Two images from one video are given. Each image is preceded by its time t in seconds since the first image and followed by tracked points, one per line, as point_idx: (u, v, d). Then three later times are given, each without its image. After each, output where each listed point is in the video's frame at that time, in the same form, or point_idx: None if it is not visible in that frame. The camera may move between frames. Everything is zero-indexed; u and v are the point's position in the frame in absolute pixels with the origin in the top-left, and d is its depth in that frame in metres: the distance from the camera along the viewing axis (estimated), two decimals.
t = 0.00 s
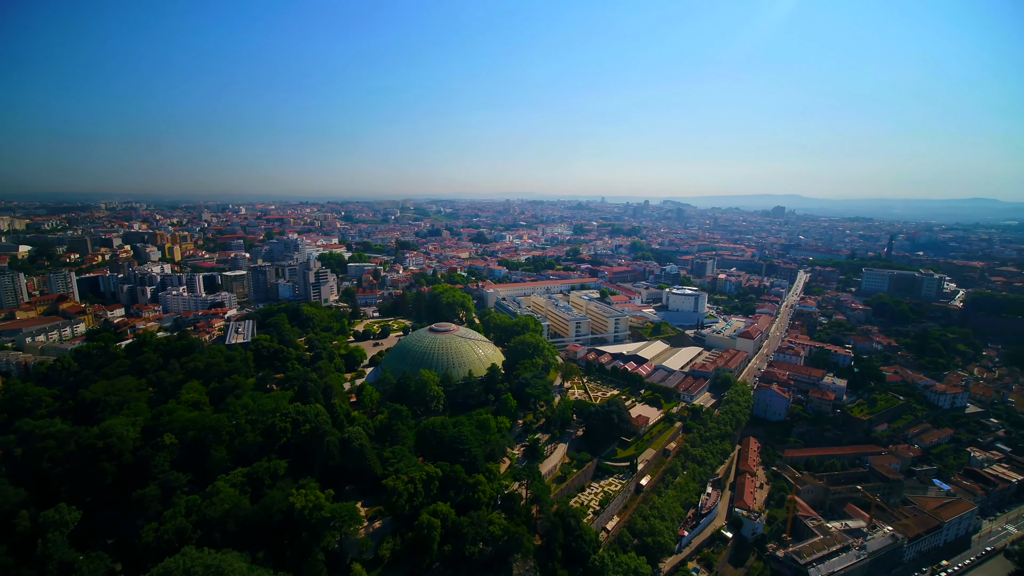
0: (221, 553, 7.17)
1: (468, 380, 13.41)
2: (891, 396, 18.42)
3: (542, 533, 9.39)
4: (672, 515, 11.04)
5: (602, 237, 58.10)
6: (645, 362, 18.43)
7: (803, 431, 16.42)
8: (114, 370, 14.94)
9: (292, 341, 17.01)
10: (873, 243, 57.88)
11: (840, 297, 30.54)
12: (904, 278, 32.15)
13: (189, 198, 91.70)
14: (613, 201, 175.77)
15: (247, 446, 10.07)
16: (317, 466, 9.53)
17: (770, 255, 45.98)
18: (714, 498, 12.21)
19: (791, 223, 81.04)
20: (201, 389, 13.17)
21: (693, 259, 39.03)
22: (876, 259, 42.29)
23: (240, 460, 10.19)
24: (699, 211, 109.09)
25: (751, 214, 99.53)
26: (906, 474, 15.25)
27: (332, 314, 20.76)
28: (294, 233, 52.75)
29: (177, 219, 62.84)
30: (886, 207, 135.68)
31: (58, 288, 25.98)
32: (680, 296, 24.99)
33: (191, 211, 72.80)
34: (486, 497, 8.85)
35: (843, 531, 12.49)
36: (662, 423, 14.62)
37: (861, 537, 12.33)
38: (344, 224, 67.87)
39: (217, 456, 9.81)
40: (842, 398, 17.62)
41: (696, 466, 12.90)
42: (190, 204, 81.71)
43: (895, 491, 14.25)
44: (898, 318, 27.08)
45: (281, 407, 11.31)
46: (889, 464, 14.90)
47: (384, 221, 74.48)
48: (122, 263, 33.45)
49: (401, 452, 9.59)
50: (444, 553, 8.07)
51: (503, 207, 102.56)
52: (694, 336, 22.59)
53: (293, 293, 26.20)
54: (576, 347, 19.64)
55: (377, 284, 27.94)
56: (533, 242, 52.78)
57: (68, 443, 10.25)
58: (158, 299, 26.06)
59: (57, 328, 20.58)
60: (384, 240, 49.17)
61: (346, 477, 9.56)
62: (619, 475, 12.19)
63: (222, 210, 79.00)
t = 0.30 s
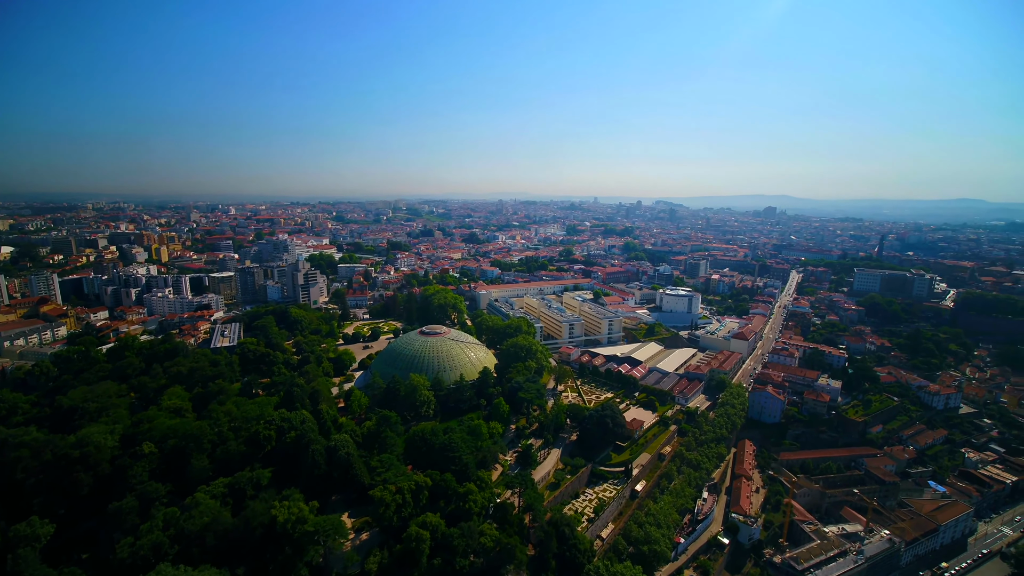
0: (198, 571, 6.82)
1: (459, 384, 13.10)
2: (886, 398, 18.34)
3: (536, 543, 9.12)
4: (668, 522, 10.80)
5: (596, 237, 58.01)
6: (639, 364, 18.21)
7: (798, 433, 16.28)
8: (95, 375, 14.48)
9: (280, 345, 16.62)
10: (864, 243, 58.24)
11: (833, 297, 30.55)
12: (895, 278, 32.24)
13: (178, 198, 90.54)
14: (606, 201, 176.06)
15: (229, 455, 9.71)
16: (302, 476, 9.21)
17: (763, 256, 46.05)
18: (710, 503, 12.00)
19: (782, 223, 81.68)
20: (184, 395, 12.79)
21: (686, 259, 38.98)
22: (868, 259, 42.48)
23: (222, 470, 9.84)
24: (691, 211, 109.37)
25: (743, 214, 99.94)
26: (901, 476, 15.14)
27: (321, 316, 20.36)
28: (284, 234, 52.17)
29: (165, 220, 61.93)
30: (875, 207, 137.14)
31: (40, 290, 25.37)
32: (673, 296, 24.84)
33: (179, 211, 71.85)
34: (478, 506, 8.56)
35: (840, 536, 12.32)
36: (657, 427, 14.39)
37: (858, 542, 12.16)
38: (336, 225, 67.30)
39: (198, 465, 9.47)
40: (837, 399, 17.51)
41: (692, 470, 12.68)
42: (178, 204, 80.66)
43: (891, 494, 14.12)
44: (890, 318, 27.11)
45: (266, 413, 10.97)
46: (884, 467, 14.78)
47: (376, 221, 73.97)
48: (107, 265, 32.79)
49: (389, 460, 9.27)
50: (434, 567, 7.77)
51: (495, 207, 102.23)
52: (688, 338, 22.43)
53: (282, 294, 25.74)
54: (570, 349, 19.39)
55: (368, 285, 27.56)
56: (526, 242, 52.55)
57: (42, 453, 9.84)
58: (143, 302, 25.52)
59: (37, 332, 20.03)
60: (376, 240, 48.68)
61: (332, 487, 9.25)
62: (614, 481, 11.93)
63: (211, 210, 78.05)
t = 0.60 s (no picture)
0: None
1: (450, 388, 12.77)
2: (880, 399, 18.24)
3: (528, 555, 8.82)
4: (664, 530, 10.53)
5: (588, 238, 57.87)
6: (633, 367, 17.96)
7: (794, 436, 16.11)
8: (72, 381, 13.98)
9: (266, 348, 16.19)
10: (855, 243, 58.60)
11: (826, 297, 30.56)
12: (887, 278, 32.33)
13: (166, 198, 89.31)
14: (599, 201, 176.42)
15: (209, 465, 9.36)
16: (285, 488, 8.87)
17: (755, 256, 46.10)
18: (706, 510, 11.75)
19: (773, 224, 82.07)
20: (164, 401, 12.37)
21: (679, 260, 38.87)
22: (859, 260, 42.65)
23: (201, 481, 9.48)
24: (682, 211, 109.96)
25: (734, 215, 100.63)
26: (897, 479, 15.01)
27: (309, 319, 19.93)
28: (273, 235, 51.51)
29: (151, 220, 60.93)
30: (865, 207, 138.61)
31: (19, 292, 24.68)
32: (667, 298, 24.66)
33: (167, 211, 70.82)
34: (468, 518, 8.25)
35: (838, 541, 12.12)
36: (652, 431, 14.15)
37: (856, 547, 11.97)
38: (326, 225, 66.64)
39: (176, 475, 9.10)
40: (832, 401, 17.36)
41: (687, 476, 12.43)
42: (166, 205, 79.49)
43: (887, 497, 13.97)
44: (882, 318, 27.14)
45: (250, 420, 10.60)
46: (880, 470, 14.64)
47: (367, 222, 73.41)
48: (90, 266, 32.06)
49: (376, 470, 8.92)
50: None
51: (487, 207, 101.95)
52: (682, 339, 22.24)
53: (269, 296, 25.24)
54: (563, 352, 19.10)
55: (358, 287, 27.13)
56: (519, 243, 52.28)
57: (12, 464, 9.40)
58: (127, 304, 24.92)
59: (15, 336, 19.43)
60: (367, 241, 48.30)
61: (316, 498, 8.91)
62: (608, 488, 11.65)
63: (200, 210, 77.01)
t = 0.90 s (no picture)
0: None
1: (441, 394, 12.46)
2: (876, 401, 18.13)
3: (522, 567, 8.53)
4: (660, 538, 10.28)
5: (582, 238, 57.75)
6: (628, 369, 17.74)
7: (790, 439, 15.95)
8: (52, 387, 13.52)
9: (253, 352, 15.81)
10: (847, 244, 58.89)
11: (820, 298, 30.54)
12: (880, 279, 32.38)
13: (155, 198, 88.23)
14: (592, 202, 176.63)
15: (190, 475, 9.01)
16: (268, 500, 8.55)
17: (748, 257, 46.16)
18: (703, 516, 11.53)
19: (766, 224, 82.40)
20: (147, 408, 11.98)
21: (673, 260, 38.76)
22: (851, 260, 42.78)
23: (182, 492, 9.13)
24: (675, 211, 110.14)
25: (726, 215, 100.91)
26: (894, 482, 14.89)
27: (299, 321, 19.55)
28: (264, 235, 50.91)
29: (139, 220, 60.05)
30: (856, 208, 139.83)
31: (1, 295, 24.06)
32: (662, 299, 24.48)
33: (156, 211, 69.90)
34: (459, 530, 7.95)
35: (836, 547, 11.94)
36: (647, 435, 13.91)
37: (854, 553, 11.80)
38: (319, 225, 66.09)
39: (156, 487, 8.73)
40: (828, 404, 17.23)
41: (684, 482, 12.19)
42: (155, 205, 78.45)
43: (884, 501, 13.83)
44: (876, 319, 27.14)
45: (234, 428, 10.23)
46: (877, 473, 14.50)
47: (360, 222, 72.91)
48: (75, 267, 31.41)
49: (364, 480, 8.61)
50: None
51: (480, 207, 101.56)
52: (677, 341, 22.06)
53: (258, 298, 24.78)
54: (557, 354, 18.85)
55: (350, 288, 26.75)
56: (512, 244, 52.04)
57: None
58: (113, 306, 24.38)
59: None
60: (360, 241, 48.09)
61: (302, 509, 8.59)
62: (603, 494, 11.38)
63: (189, 210, 76.13)
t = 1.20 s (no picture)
0: None
1: (433, 399, 12.14)
2: (873, 403, 17.98)
3: None
4: (658, 547, 10.01)
5: (577, 238, 57.56)
6: (624, 372, 17.49)
7: (788, 442, 15.74)
8: (30, 393, 13.06)
9: (241, 356, 15.42)
10: (840, 244, 59.06)
11: (816, 298, 30.46)
12: (875, 279, 32.35)
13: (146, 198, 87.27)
14: (587, 202, 176.80)
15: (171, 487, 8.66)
16: (251, 512, 8.24)
17: (743, 257, 46.11)
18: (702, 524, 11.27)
19: (760, 224, 82.60)
20: (128, 415, 11.61)
21: (668, 261, 38.60)
22: (846, 260, 42.79)
23: (163, 504, 8.79)
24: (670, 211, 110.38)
25: (720, 216, 101.18)
26: (892, 486, 14.71)
27: (289, 324, 19.16)
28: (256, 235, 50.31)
29: (129, 219, 59.26)
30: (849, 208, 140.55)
31: None
32: (658, 300, 24.27)
33: (146, 210, 69.10)
34: (450, 543, 7.64)
35: (836, 553, 11.72)
36: (644, 440, 13.65)
37: (854, 559, 11.58)
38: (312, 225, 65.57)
39: (135, 499, 8.37)
40: (825, 406, 17.05)
41: (682, 488, 11.94)
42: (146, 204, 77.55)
43: (883, 506, 13.64)
44: (871, 320, 27.08)
45: (219, 435, 9.87)
46: (876, 477, 14.31)
47: (354, 222, 72.43)
48: (61, 268, 30.81)
49: (352, 492, 8.28)
50: None
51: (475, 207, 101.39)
52: (673, 343, 21.86)
53: (248, 299, 24.33)
54: (552, 357, 18.57)
55: (342, 290, 26.36)
56: (507, 244, 51.79)
57: None
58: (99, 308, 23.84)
59: None
60: (353, 241, 47.86)
61: (287, 523, 8.26)
62: (600, 502, 11.12)
63: (180, 210, 75.36)
